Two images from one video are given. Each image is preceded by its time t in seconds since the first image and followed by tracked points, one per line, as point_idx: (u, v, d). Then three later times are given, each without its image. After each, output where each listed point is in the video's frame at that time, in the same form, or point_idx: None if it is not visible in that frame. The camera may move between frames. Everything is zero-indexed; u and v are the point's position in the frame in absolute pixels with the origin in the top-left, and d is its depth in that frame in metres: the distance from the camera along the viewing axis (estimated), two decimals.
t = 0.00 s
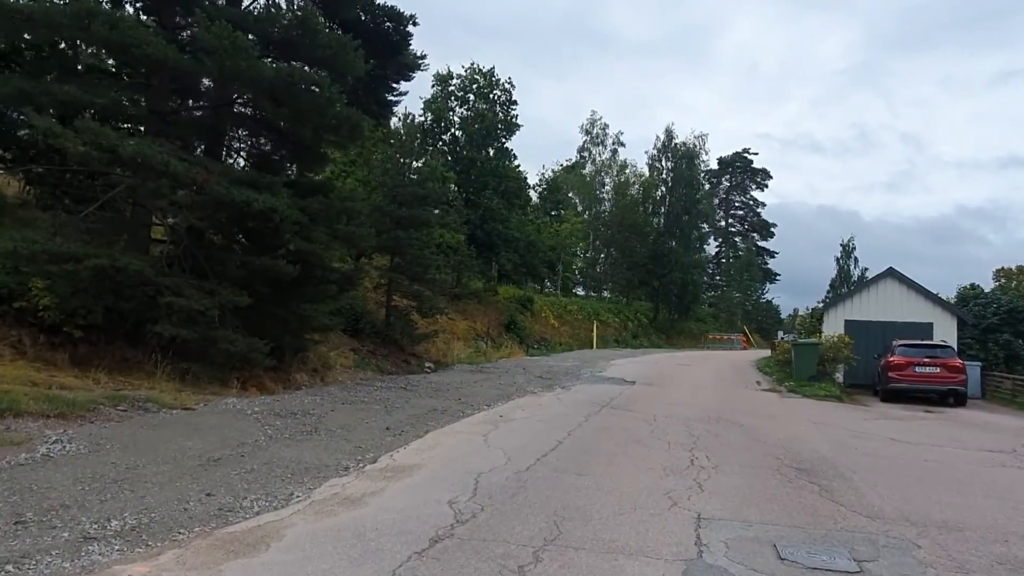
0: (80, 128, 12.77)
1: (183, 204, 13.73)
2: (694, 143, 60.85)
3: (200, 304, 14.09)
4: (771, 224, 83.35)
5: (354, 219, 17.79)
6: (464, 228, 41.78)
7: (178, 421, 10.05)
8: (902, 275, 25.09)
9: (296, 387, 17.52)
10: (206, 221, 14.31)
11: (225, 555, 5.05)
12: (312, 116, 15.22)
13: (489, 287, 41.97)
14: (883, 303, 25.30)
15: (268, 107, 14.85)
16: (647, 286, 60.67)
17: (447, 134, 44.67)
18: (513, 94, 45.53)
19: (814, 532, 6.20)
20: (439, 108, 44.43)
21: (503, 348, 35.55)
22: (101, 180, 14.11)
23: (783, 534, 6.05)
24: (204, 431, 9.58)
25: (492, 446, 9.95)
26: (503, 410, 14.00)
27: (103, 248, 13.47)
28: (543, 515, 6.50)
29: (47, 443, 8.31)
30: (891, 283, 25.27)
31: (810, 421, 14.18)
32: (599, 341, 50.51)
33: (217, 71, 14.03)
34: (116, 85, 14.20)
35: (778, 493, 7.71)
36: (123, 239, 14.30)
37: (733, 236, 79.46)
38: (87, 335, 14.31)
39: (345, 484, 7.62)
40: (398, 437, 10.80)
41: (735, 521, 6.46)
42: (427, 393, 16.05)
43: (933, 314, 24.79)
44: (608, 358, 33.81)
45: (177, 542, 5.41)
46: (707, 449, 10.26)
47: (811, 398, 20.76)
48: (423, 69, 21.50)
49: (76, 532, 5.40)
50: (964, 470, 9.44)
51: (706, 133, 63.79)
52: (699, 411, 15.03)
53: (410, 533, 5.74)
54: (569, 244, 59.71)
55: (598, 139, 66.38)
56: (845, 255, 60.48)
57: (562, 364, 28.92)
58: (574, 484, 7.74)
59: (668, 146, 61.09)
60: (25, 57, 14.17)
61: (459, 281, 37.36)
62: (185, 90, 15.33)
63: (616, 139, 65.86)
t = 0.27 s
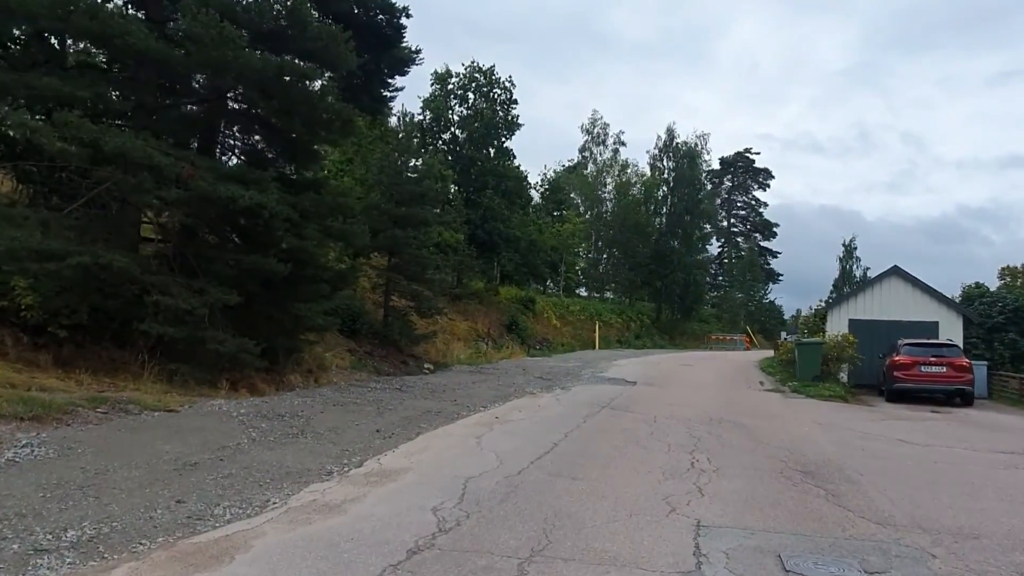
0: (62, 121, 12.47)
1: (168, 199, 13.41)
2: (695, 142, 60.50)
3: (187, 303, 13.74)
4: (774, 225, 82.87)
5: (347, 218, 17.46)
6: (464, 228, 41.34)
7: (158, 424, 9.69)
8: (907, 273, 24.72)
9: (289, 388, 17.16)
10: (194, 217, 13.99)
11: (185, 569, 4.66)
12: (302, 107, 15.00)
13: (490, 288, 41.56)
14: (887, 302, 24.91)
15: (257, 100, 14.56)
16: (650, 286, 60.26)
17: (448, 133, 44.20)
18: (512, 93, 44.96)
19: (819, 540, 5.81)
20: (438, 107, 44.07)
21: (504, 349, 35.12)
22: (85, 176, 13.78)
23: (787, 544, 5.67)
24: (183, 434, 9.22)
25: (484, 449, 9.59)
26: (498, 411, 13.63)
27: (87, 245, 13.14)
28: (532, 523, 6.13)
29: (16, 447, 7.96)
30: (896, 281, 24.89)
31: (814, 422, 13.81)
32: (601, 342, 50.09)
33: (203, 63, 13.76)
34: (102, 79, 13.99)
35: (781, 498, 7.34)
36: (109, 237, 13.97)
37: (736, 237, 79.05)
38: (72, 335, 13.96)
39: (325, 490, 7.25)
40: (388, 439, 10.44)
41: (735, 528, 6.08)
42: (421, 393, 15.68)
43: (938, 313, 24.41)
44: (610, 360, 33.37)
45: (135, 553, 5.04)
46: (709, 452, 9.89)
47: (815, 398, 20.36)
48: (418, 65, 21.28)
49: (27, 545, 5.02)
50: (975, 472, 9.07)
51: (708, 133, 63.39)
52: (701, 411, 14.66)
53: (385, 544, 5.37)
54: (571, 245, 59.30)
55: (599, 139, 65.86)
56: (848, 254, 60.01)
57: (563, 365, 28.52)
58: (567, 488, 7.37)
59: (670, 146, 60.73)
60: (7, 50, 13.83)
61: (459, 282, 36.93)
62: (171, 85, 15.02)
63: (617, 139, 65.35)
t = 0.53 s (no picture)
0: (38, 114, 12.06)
1: (150, 195, 13.00)
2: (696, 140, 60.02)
3: (170, 302, 13.33)
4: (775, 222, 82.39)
5: (338, 215, 17.05)
6: (462, 226, 40.85)
7: (133, 430, 9.27)
8: (911, 271, 24.29)
9: (278, 389, 16.75)
10: (177, 214, 13.58)
11: None
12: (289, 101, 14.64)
13: (489, 287, 41.07)
14: (890, 300, 24.49)
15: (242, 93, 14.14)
16: (650, 285, 59.80)
17: (446, 130, 43.64)
18: (512, 91, 44.16)
19: (827, 557, 5.40)
20: (436, 105, 43.57)
21: (503, 348, 34.66)
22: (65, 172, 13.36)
23: (793, 562, 5.24)
24: (158, 440, 8.81)
25: (473, 455, 9.17)
26: (492, 414, 13.22)
27: (66, 243, 12.73)
28: (518, 538, 5.72)
29: None
30: (899, 279, 24.46)
31: (817, 423, 13.38)
32: (601, 341, 49.64)
33: (187, 55, 13.35)
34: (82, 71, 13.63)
35: (784, 509, 6.91)
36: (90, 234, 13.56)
37: (737, 235, 78.57)
38: (53, 335, 13.55)
39: (301, 501, 6.84)
40: (374, 443, 10.03)
41: (737, 544, 5.67)
42: (414, 395, 15.26)
43: (942, 311, 23.99)
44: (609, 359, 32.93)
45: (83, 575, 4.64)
46: (709, 457, 9.48)
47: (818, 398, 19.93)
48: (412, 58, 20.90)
49: None
50: (987, 478, 8.65)
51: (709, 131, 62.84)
52: (700, 413, 14.24)
53: (357, 565, 4.96)
54: (570, 243, 58.82)
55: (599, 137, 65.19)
56: (849, 252, 59.52)
57: (561, 365, 28.06)
58: (557, 498, 6.96)
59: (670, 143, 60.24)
60: None
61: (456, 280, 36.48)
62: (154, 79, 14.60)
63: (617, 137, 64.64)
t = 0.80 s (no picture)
0: (10, 104, 11.59)
1: (129, 189, 12.54)
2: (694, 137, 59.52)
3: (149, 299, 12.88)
4: (773, 220, 81.92)
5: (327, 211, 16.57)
6: (458, 223, 40.35)
7: (102, 433, 8.82)
8: (913, 267, 23.86)
9: (265, 390, 16.28)
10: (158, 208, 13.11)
11: None
12: (276, 93, 14.14)
13: (485, 284, 40.60)
14: (892, 297, 24.07)
15: (226, 84, 13.68)
16: (648, 283, 59.36)
17: (442, 127, 43.09)
18: (508, 86, 43.67)
19: (839, 574, 4.95)
20: (431, 101, 43.07)
21: (499, 347, 34.21)
22: (42, 165, 12.88)
23: None
24: (127, 446, 8.34)
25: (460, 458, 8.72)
26: (484, 415, 12.77)
27: (42, 238, 12.27)
28: (502, 552, 5.27)
29: None
30: (902, 275, 24.03)
31: (820, 424, 12.93)
32: (598, 340, 49.23)
33: (167, 44, 12.90)
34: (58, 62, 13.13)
35: (791, 518, 6.48)
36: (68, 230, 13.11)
37: (735, 232, 78.14)
38: (29, 334, 13.09)
39: (272, 511, 6.38)
40: (357, 447, 9.56)
41: (741, 558, 5.21)
42: (404, 395, 14.81)
43: (945, 308, 23.57)
44: (606, 357, 32.46)
45: None
46: (709, 461, 9.01)
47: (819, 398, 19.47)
48: (404, 50, 20.44)
49: None
50: (1003, 483, 8.20)
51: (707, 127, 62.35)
52: (700, 413, 13.78)
53: None
54: (568, 241, 58.35)
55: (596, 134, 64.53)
56: (848, 250, 59.10)
57: (557, 363, 27.60)
58: (548, 507, 6.50)
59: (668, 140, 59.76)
60: None
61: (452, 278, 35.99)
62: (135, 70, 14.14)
63: (615, 134, 64.11)
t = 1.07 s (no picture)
0: None
1: (105, 183, 12.07)
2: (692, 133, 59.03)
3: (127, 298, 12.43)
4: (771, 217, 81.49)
5: (314, 206, 16.10)
6: (453, 220, 39.89)
7: (67, 438, 8.36)
8: (914, 264, 23.44)
9: (250, 391, 15.81)
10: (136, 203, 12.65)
11: None
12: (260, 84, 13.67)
13: (481, 282, 40.12)
14: (893, 294, 23.65)
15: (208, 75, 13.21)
16: (645, 280, 58.91)
17: (437, 123, 42.48)
18: (504, 82, 43.17)
19: None
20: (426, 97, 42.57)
21: (494, 345, 33.75)
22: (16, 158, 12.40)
23: None
24: (91, 452, 7.89)
25: (446, 464, 8.28)
26: (473, 416, 12.32)
27: (14, 234, 11.80)
28: (482, 572, 4.82)
29: None
30: (903, 272, 23.61)
31: (821, 426, 12.50)
32: (595, 338, 48.79)
33: (146, 32, 12.43)
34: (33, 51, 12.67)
35: (796, 531, 6.03)
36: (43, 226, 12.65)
37: (733, 230, 77.70)
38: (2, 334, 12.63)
39: (237, 524, 5.92)
40: (338, 451, 9.11)
41: None
42: (393, 396, 14.36)
43: (947, 305, 23.15)
44: (602, 355, 32.02)
45: None
46: (708, 467, 8.56)
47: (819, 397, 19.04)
48: (395, 42, 19.97)
49: None
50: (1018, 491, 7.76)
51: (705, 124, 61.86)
52: (697, 414, 13.35)
53: None
54: (564, 238, 57.88)
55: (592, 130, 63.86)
56: (846, 248, 58.69)
57: (552, 361, 27.15)
58: (534, 519, 6.05)
59: (665, 137, 59.27)
60: None
61: (445, 276, 35.54)
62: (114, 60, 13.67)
63: (611, 131, 63.43)
